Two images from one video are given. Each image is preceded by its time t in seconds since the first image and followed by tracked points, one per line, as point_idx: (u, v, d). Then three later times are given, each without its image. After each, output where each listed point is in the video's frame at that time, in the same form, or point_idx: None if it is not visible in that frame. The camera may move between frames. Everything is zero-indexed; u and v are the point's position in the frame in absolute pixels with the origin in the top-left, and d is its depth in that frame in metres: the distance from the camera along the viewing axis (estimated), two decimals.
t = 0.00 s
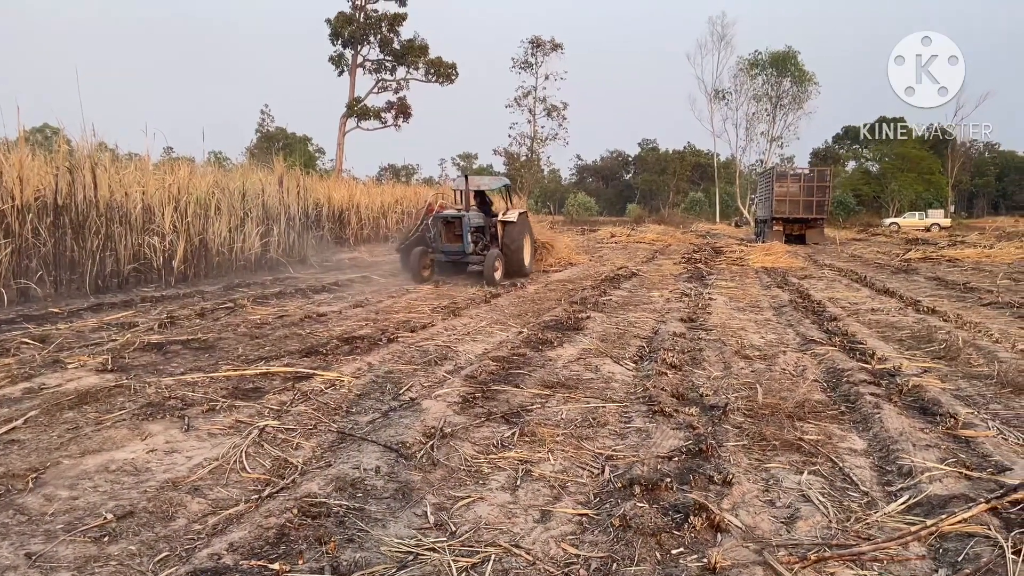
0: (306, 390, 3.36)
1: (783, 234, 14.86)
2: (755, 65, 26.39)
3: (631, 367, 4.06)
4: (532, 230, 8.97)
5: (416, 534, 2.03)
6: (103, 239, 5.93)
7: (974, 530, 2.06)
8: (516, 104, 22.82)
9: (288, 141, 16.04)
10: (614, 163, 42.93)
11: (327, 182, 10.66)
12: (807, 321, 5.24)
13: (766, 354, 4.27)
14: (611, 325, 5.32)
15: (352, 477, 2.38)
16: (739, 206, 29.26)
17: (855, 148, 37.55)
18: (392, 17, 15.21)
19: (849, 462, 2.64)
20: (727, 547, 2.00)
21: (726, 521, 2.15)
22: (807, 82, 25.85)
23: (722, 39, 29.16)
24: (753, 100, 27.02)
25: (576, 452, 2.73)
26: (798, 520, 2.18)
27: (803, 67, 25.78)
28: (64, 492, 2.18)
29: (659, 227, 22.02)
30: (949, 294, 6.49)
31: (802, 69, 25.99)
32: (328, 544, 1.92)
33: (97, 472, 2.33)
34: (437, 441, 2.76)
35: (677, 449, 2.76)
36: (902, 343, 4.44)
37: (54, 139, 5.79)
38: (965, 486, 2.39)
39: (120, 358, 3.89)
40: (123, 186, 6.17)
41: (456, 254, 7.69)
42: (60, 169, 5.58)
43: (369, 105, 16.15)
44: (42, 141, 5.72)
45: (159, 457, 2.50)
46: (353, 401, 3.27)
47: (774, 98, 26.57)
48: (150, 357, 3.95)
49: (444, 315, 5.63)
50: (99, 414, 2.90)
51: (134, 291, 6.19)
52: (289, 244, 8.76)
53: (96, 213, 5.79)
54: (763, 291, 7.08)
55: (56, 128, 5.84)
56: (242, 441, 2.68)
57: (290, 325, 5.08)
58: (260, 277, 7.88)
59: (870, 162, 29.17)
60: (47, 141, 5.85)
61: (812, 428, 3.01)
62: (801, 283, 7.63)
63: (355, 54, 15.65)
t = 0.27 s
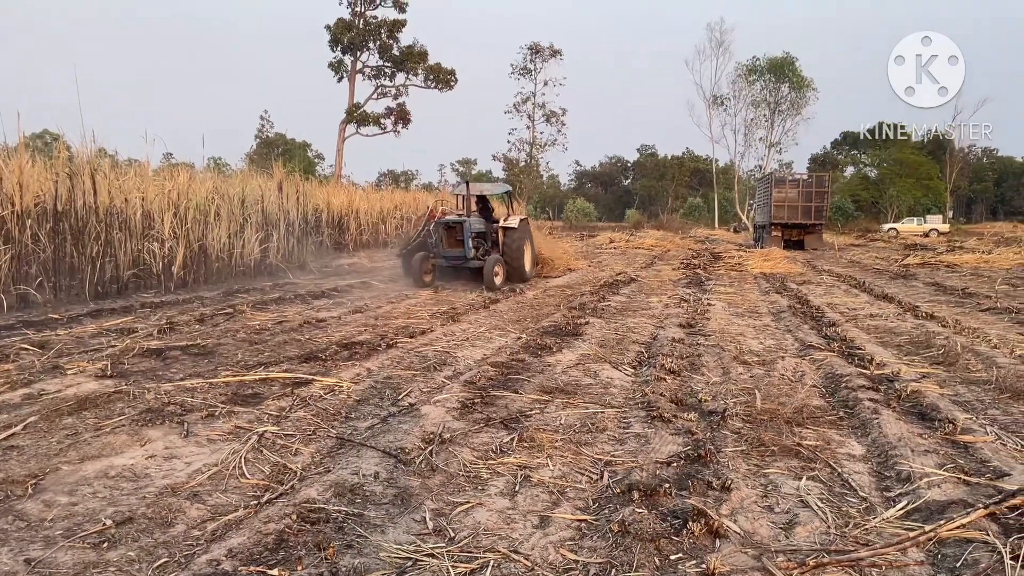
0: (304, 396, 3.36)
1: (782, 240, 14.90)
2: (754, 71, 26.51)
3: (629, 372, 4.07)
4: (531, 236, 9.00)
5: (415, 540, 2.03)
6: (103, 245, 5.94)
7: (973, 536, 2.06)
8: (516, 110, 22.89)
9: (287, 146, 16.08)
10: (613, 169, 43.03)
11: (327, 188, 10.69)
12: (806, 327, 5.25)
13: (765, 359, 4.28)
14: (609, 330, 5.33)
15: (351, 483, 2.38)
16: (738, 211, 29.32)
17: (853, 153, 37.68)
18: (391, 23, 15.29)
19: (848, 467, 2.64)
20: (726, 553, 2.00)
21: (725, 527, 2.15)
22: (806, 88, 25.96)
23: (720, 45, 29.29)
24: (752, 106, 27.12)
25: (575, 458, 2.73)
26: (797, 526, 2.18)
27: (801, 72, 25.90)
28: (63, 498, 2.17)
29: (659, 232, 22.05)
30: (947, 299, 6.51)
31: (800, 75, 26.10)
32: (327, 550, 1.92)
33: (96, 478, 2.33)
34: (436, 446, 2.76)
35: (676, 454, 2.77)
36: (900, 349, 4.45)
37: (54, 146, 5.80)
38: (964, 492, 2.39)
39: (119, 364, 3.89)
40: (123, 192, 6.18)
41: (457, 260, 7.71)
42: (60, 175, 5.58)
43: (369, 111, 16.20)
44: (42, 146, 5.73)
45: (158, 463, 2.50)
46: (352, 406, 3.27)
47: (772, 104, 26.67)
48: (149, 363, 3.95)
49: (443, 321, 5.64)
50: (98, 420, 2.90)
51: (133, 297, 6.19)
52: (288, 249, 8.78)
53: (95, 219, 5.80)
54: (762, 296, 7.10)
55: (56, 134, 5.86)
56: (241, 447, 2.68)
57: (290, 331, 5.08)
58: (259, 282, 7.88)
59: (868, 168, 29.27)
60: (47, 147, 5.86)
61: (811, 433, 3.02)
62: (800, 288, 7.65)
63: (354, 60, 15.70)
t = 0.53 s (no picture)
0: (306, 402, 3.37)
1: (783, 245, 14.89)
2: (755, 76, 26.57)
3: (631, 378, 4.06)
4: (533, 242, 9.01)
5: (416, 546, 2.03)
6: (105, 250, 5.96)
7: (976, 542, 2.05)
8: (517, 115, 22.96)
9: (289, 152, 16.13)
10: (614, 175, 43.10)
11: (328, 193, 10.72)
12: (808, 332, 5.24)
13: (767, 365, 4.27)
14: (611, 336, 5.33)
15: (353, 488, 2.38)
16: (740, 217, 29.30)
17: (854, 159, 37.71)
18: (393, 29, 15.37)
19: (851, 473, 2.63)
20: (728, 560, 2.00)
21: (727, 533, 2.14)
22: (807, 94, 26.00)
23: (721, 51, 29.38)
24: (753, 111, 27.17)
25: (577, 463, 2.73)
26: (800, 532, 2.17)
27: (802, 78, 25.95)
28: (65, 504, 2.18)
29: (660, 238, 22.05)
30: (950, 305, 6.50)
31: (802, 81, 26.14)
32: (328, 556, 1.92)
33: (98, 484, 2.33)
34: (438, 452, 2.76)
35: (678, 460, 2.76)
36: (903, 354, 4.45)
37: (56, 151, 5.82)
38: (967, 498, 2.38)
39: (121, 369, 3.89)
40: (125, 197, 6.20)
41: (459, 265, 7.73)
42: (62, 181, 5.61)
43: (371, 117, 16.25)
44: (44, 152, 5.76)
45: (160, 468, 2.50)
46: (354, 412, 3.27)
47: (773, 109, 26.71)
48: (151, 368, 3.96)
49: (444, 326, 5.64)
50: (100, 425, 2.90)
51: (135, 302, 6.21)
52: (290, 255, 8.80)
53: (97, 224, 5.82)
54: (764, 302, 7.09)
55: (59, 139, 5.89)
56: (243, 452, 2.69)
57: (291, 336, 5.09)
58: (261, 287, 7.90)
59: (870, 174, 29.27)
60: (49, 152, 5.88)
61: (814, 439, 3.01)
62: (802, 294, 7.64)
63: (356, 66, 15.76)
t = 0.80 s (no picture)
0: (311, 407, 3.37)
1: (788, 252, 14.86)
2: (759, 83, 26.61)
3: (636, 384, 4.06)
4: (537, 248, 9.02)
5: (420, 552, 2.03)
6: (111, 256, 5.99)
7: (983, 551, 2.04)
8: (522, 121, 23.04)
9: (294, 158, 16.22)
10: (618, 181, 43.14)
11: (334, 199, 10.77)
12: (813, 339, 5.23)
13: (772, 372, 4.26)
14: (616, 342, 5.32)
15: (357, 494, 2.39)
16: (744, 223, 29.25)
17: (859, 165, 37.65)
18: (398, 36, 15.48)
19: (856, 481, 2.62)
20: (733, 567, 1.99)
21: (732, 541, 2.13)
22: (812, 100, 25.99)
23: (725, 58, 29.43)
24: (758, 118, 27.18)
25: (581, 470, 2.73)
26: (805, 540, 2.17)
27: (806, 84, 25.96)
28: (70, 509, 2.19)
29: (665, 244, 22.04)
30: (955, 312, 6.47)
31: (806, 87, 26.15)
32: (333, 562, 1.92)
33: (102, 489, 2.35)
34: (442, 458, 2.76)
35: (683, 467, 2.76)
36: (908, 361, 4.43)
37: (63, 157, 5.87)
38: (973, 506, 2.37)
39: (126, 374, 3.91)
40: (131, 203, 6.24)
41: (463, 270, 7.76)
42: (68, 186, 5.66)
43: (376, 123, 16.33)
44: (51, 157, 5.80)
45: (165, 473, 2.51)
46: (358, 418, 3.27)
47: (778, 115, 26.72)
48: (155, 373, 3.98)
49: (449, 332, 5.65)
50: (105, 430, 2.92)
51: (141, 307, 6.24)
52: (295, 260, 8.84)
53: (103, 230, 5.86)
54: (769, 308, 7.08)
55: (65, 145, 5.93)
56: (247, 458, 2.69)
57: (296, 342, 5.10)
58: (265, 293, 7.93)
59: (875, 180, 29.20)
60: (56, 158, 5.93)
61: (819, 446, 3.00)
62: (807, 300, 7.63)
63: (361, 72, 15.86)
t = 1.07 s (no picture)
0: (317, 412, 3.39)
1: (794, 258, 14.82)
2: (765, 89, 26.61)
3: (642, 391, 4.05)
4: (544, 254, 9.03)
5: (427, 557, 2.04)
6: (119, 260, 6.04)
7: (992, 559, 2.02)
8: (528, 127, 23.12)
9: (301, 163, 16.32)
10: (625, 187, 43.14)
11: (340, 204, 10.83)
12: (819, 346, 5.21)
13: (779, 379, 4.25)
14: (622, 348, 5.32)
15: (363, 499, 2.40)
16: (751, 229, 29.18)
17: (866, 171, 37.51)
18: (405, 42, 15.59)
19: (863, 488, 2.61)
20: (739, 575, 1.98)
21: (739, 548, 2.13)
22: (818, 105, 25.96)
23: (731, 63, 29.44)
24: (764, 124, 27.16)
25: (588, 476, 2.73)
26: (812, 548, 2.16)
27: (813, 90, 25.93)
28: (77, 513, 2.21)
29: (671, 250, 22.00)
30: (963, 319, 6.43)
31: (813, 93, 26.11)
32: (339, 567, 1.93)
33: (110, 493, 2.37)
34: (448, 464, 2.77)
35: (689, 474, 2.76)
36: (916, 369, 4.40)
37: (72, 162, 5.94)
38: (981, 514, 2.35)
39: (133, 379, 3.94)
40: (139, 208, 6.30)
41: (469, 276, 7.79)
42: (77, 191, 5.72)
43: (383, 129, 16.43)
44: (60, 163, 5.86)
45: (172, 478, 2.54)
46: (364, 423, 3.29)
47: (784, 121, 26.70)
48: (163, 378, 4.01)
49: (455, 338, 5.66)
50: (113, 434, 2.95)
51: (148, 312, 6.29)
52: (301, 265, 8.90)
53: (111, 235, 5.91)
54: (776, 315, 7.05)
55: (74, 151, 6.00)
56: (254, 462, 2.71)
57: (302, 346, 5.13)
58: (272, 298, 7.98)
59: (882, 187, 29.08)
60: (65, 163, 6.00)
61: (826, 454, 2.99)
62: (813, 307, 7.60)
63: (368, 78, 15.97)
